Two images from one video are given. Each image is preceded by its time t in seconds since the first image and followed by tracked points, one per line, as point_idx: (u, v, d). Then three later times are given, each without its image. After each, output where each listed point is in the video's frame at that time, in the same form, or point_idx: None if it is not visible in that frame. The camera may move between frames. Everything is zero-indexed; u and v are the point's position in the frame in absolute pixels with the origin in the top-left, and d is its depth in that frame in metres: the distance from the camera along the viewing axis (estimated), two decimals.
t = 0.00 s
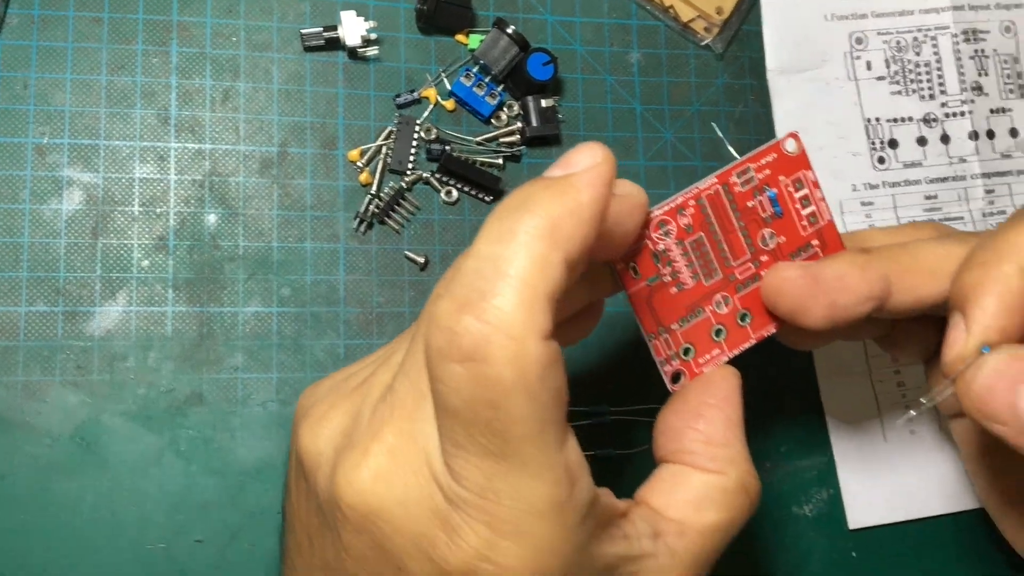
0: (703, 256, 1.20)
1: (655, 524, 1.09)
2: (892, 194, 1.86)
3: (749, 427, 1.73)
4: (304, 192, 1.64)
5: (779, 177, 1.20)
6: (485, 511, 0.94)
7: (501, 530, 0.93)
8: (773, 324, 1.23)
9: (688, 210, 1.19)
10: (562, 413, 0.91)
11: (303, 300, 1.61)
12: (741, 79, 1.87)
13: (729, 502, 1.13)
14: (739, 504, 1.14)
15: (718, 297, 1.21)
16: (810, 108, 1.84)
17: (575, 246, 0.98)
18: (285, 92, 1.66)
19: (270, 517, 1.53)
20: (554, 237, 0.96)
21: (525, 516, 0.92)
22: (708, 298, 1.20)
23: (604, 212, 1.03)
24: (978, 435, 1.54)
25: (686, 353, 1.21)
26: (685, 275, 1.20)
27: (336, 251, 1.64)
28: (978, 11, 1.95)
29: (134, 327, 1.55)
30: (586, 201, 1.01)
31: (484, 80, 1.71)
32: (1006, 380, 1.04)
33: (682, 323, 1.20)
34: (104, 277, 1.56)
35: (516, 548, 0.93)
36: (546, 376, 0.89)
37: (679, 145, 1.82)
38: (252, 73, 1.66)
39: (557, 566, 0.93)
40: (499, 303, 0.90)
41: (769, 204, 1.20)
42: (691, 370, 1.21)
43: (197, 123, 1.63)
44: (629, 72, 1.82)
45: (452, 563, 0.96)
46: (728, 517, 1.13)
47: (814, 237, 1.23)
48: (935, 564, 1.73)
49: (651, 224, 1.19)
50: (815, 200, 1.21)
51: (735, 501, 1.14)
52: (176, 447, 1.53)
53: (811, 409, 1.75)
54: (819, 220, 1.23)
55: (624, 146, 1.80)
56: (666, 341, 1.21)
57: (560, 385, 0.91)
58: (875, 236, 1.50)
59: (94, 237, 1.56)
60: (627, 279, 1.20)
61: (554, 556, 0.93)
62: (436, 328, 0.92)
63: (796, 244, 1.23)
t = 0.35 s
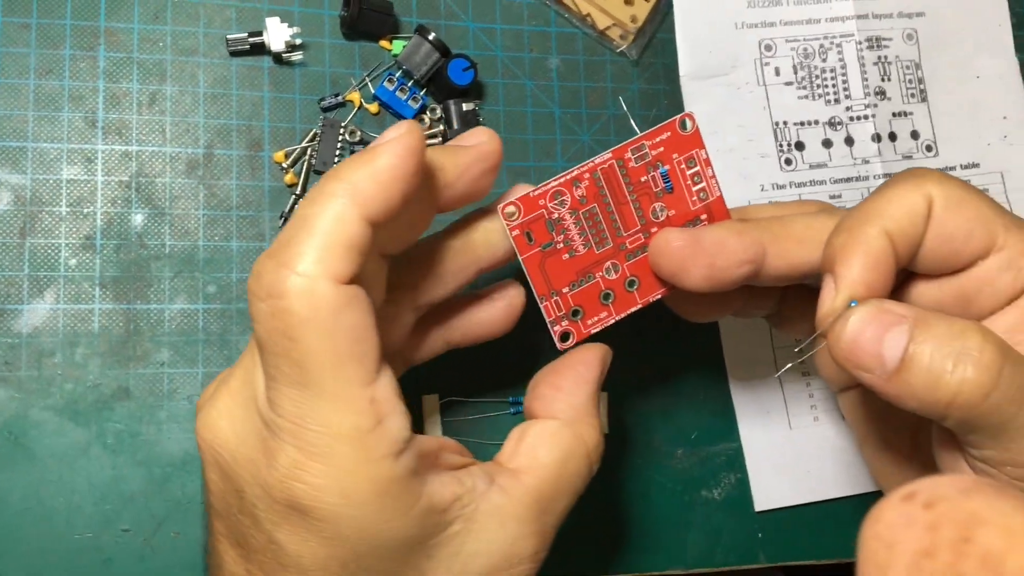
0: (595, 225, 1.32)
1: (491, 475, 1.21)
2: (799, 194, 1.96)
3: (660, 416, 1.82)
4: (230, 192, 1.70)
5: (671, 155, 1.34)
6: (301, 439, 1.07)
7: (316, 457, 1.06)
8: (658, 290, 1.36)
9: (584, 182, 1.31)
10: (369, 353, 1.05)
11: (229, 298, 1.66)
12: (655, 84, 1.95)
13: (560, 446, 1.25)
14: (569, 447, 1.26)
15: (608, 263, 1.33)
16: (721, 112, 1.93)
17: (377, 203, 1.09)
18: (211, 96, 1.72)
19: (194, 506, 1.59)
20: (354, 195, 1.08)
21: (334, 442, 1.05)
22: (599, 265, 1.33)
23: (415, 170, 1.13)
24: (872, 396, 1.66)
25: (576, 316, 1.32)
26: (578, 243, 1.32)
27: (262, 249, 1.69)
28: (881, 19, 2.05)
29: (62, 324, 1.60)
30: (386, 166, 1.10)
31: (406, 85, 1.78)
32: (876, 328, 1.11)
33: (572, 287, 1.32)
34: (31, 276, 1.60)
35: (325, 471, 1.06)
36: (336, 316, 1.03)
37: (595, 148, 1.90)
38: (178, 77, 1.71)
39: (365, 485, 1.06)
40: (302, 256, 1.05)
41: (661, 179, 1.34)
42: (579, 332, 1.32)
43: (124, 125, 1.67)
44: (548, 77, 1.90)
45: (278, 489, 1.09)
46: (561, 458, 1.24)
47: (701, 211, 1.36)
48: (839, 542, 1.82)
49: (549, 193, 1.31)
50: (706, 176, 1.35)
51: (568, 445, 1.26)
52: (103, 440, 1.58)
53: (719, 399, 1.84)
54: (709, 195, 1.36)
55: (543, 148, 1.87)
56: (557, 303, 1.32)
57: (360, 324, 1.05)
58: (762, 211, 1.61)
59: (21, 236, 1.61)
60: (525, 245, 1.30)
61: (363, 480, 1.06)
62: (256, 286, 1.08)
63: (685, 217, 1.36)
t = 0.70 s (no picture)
0: (561, 246, 1.32)
1: (415, 469, 1.21)
2: (764, 211, 1.96)
3: (627, 430, 1.84)
4: (199, 207, 1.71)
5: (633, 176, 1.34)
6: (227, 404, 1.11)
7: (239, 418, 1.10)
8: (623, 309, 1.36)
9: (548, 204, 1.31)
10: (347, 354, 1.15)
11: (197, 312, 1.67)
12: (623, 101, 1.98)
13: (489, 446, 1.24)
14: (499, 448, 1.24)
15: (573, 283, 1.33)
16: (688, 129, 1.95)
17: (423, 248, 1.28)
18: (181, 111, 1.73)
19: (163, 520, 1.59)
20: (407, 237, 1.26)
21: (265, 408, 1.10)
22: (564, 284, 1.33)
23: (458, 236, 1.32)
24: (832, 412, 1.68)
25: (543, 336, 1.33)
26: (543, 263, 1.32)
27: (231, 264, 1.70)
28: (846, 37, 2.06)
29: (30, 339, 1.60)
30: (441, 220, 1.28)
31: (376, 101, 1.80)
32: (832, 344, 1.08)
33: (539, 307, 1.32)
34: None
35: (243, 430, 1.10)
36: (347, 317, 1.15)
37: (564, 163, 1.92)
38: (148, 92, 1.72)
39: (277, 458, 1.09)
40: (341, 266, 1.18)
41: (623, 200, 1.34)
42: (546, 351, 1.33)
43: (93, 140, 1.69)
44: (517, 93, 1.92)
45: (195, 456, 1.12)
46: (490, 456, 1.23)
47: (663, 230, 1.37)
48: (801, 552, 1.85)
49: (513, 215, 1.31)
50: (668, 198, 1.36)
51: (500, 446, 1.24)
52: (71, 455, 1.59)
53: (685, 413, 1.87)
54: (671, 214, 1.37)
55: (512, 165, 1.89)
56: (524, 324, 1.32)
57: (355, 332, 1.16)
58: (723, 227, 1.63)
59: None
60: (491, 266, 1.31)
61: (279, 446, 1.09)
62: (284, 282, 1.20)
63: (647, 236, 1.36)
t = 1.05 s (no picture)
0: (529, 252, 1.34)
1: (379, 472, 1.25)
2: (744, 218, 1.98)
3: (607, 435, 1.86)
4: (182, 214, 1.72)
5: (598, 181, 1.37)
6: (187, 413, 1.14)
7: (199, 426, 1.13)
8: (595, 315, 1.35)
9: (514, 211, 1.34)
10: (309, 363, 1.17)
11: (179, 318, 1.68)
12: (605, 109, 2.00)
13: (454, 449, 1.27)
14: (463, 451, 1.27)
15: (543, 289, 1.33)
16: (667, 137, 1.97)
17: (390, 258, 1.30)
18: (164, 118, 1.74)
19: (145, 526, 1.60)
20: (373, 246, 1.29)
21: (224, 416, 1.13)
22: (534, 291, 1.33)
23: (424, 247, 1.34)
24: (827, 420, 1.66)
25: (515, 343, 1.34)
26: (512, 270, 1.33)
27: (213, 271, 1.71)
28: (824, 46, 2.08)
29: (12, 345, 1.61)
30: (406, 232, 1.32)
31: (359, 109, 1.81)
32: (840, 339, 1.09)
33: (510, 314, 1.33)
34: None
35: (202, 438, 1.13)
36: (309, 329, 1.17)
37: (546, 171, 1.94)
38: (131, 99, 1.73)
39: (235, 465, 1.13)
40: (306, 276, 1.20)
41: (588, 206, 1.36)
42: (518, 358, 1.34)
43: (76, 147, 1.70)
44: (500, 101, 1.94)
45: (156, 464, 1.15)
46: (454, 459, 1.26)
47: (632, 234, 1.36)
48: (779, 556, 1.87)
49: (479, 223, 1.33)
50: (634, 202, 1.37)
51: (465, 450, 1.27)
52: (53, 460, 1.59)
53: (666, 418, 1.89)
54: (638, 217, 1.37)
55: (494, 172, 1.91)
56: (495, 331, 1.33)
57: (317, 342, 1.18)
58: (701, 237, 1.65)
59: None
60: (459, 274, 1.32)
61: (238, 454, 1.12)
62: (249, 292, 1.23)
63: (615, 240, 1.35)
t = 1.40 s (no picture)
0: (515, 259, 1.35)
1: (363, 480, 1.27)
2: (729, 226, 2.00)
3: (595, 441, 1.88)
4: (172, 224, 1.73)
5: (583, 186, 1.37)
6: (172, 430, 1.16)
7: (185, 442, 1.15)
8: (584, 318, 1.36)
9: (499, 218, 1.35)
10: (297, 382, 1.19)
11: (169, 327, 1.69)
12: (591, 119, 2.02)
13: (436, 453, 1.30)
14: (445, 454, 1.30)
15: (530, 295, 1.35)
16: (653, 146, 2.00)
17: (377, 272, 1.32)
18: (154, 129, 1.75)
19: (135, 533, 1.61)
20: (361, 264, 1.30)
21: (210, 432, 1.15)
22: (522, 296, 1.35)
23: (411, 260, 1.36)
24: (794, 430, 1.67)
25: (504, 349, 1.34)
26: (500, 277, 1.35)
27: (203, 280, 1.72)
28: (808, 57, 2.10)
29: (3, 354, 1.62)
30: (393, 247, 1.33)
31: (348, 119, 1.83)
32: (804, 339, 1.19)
33: (498, 320, 1.34)
34: None
35: (189, 454, 1.14)
36: (298, 347, 1.19)
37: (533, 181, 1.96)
38: (121, 110, 1.74)
39: (221, 479, 1.14)
40: (294, 296, 1.22)
41: (575, 211, 1.37)
42: (508, 363, 1.35)
43: (66, 157, 1.71)
44: (487, 111, 1.96)
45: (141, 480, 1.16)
46: (436, 463, 1.29)
47: (620, 237, 1.37)
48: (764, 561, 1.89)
49: (465, 232, 1.34)
50: (621, 205, 1.37)
51: (448, 454, 1.30)
52: (44, 468, 1.60)
53: (652, 425, 1.90)
54: (626, 220, 1.37)
55: (481, 182, 1.93)
56: (484, 337, 1.34)
57: (305, 362, 1.20)
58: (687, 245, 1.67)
59: None
60: (446, 282, 1.34)
61: (225, 468, 1.14)
62: (237, 310, 1.24)
63: (603, 244, 1.36)
